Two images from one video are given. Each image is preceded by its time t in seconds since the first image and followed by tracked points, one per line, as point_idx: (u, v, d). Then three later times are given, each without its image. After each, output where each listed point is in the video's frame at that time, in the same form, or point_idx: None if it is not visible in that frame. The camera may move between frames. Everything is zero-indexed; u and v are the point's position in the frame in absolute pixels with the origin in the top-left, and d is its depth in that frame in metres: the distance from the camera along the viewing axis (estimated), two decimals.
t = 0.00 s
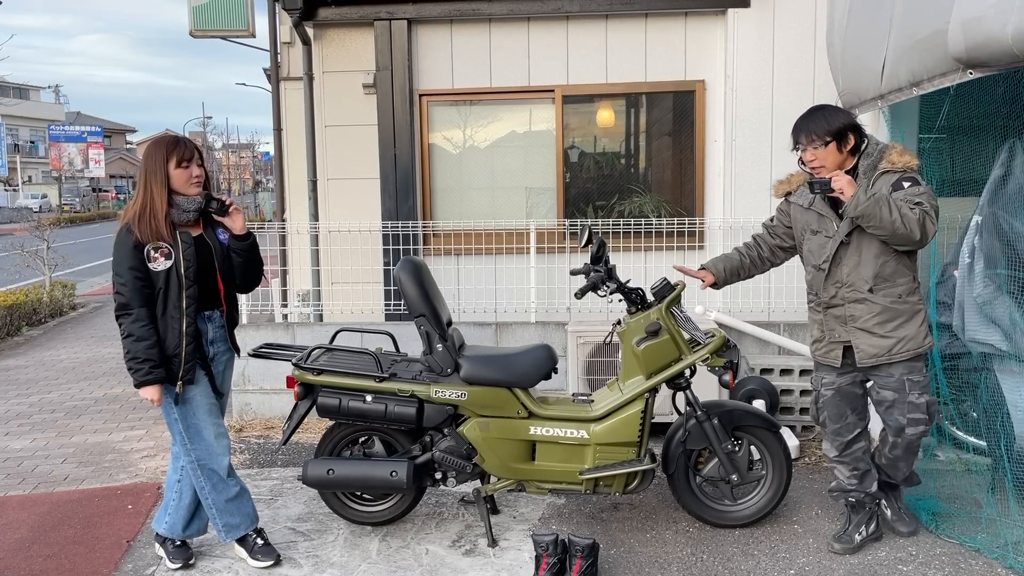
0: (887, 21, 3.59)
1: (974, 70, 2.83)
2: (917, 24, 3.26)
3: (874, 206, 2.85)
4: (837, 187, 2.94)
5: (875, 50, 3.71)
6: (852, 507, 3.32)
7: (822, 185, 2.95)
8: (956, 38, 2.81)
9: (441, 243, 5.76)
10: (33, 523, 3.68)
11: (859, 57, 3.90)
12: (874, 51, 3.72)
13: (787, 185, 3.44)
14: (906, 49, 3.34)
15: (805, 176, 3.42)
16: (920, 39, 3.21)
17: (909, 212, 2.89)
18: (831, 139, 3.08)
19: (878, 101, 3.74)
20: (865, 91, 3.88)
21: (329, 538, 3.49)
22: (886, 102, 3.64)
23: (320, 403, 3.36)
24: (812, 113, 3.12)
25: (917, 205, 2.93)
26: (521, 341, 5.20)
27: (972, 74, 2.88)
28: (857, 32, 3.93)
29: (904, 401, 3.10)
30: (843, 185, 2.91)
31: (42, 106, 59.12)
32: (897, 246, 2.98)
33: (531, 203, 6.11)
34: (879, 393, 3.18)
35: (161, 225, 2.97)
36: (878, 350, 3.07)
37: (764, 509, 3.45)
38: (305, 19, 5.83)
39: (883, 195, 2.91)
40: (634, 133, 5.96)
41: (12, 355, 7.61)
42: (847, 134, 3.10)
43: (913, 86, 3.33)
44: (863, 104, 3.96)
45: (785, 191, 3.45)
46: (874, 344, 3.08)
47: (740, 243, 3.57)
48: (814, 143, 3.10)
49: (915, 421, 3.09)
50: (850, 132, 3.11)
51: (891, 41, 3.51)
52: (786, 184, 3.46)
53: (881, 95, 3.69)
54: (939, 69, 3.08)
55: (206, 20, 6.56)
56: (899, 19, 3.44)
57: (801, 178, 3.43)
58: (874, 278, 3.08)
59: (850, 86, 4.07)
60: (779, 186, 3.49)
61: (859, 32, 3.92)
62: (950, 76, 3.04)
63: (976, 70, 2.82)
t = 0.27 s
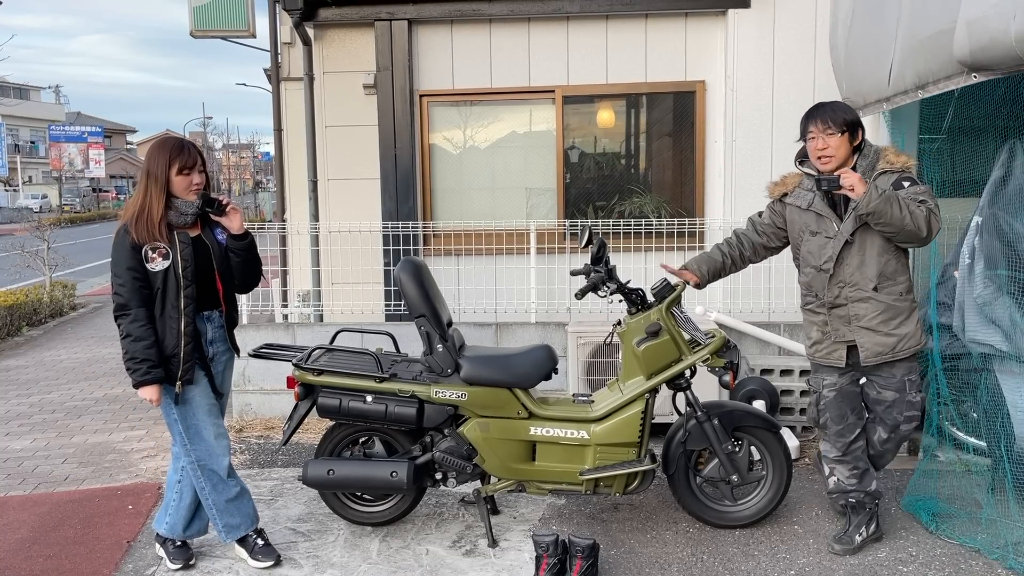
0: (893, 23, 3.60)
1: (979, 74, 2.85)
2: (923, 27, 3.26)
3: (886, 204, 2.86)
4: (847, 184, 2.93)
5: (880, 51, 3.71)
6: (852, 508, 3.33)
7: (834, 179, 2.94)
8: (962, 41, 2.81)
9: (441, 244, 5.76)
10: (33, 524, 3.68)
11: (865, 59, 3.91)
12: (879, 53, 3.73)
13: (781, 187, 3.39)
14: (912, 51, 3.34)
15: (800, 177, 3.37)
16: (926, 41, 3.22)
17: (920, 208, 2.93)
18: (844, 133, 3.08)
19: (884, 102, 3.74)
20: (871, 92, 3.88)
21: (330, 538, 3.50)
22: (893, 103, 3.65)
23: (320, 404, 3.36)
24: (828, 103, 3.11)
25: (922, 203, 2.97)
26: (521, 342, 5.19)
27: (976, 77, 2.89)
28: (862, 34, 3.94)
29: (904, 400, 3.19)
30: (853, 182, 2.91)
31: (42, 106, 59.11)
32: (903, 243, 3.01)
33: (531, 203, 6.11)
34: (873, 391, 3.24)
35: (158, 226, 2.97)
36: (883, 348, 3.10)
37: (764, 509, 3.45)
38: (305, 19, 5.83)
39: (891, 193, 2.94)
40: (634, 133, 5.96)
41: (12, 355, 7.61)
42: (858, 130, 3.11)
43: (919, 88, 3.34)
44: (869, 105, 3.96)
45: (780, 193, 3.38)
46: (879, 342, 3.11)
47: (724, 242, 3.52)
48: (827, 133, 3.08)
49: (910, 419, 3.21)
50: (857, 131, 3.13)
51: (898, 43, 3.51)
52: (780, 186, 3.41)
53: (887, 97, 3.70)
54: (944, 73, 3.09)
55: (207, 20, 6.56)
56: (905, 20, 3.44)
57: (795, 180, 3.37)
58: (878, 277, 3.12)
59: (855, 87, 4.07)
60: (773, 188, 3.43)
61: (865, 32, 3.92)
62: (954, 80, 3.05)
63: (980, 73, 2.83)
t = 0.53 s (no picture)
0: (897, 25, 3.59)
1: (984, 76, 2.85)
2: (929, 27, 3.25)
3: (894, 202, 2.96)
4: (857, 183, 2.97)
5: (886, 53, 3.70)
6: (852, 508, 3.33)
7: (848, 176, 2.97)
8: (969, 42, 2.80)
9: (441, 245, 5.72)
10: (34, 524, 3.68)
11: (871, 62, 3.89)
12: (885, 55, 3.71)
13: (775, 190, 3.40)
14: (918, 52, 3.33)
15: (792, 181, 3.39)
16: (933, 42, 3.21)
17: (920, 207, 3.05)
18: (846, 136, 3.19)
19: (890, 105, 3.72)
20: (877, 96, 3.86)
21: (330, 538, 3.50)
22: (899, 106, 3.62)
23: (320, 404, 3.36)
24: (830, 107, 3.22)
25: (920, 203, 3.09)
26: (521, 342, 5.18)
27: (982, 80, 2.89)
28: (866, 37, 3.95)
29: (893, 395, 3.32)
30: (864, 182, 2.95)
31: (42, 106, 59.11)
32: (901, 241, 3.10)
33: (531, 204, 6.11)
34: (862, 383, 3.34)
35: (158, 226, 2.97)
36: (880, 345, 3.19)
37: (765, 509, 3.45)
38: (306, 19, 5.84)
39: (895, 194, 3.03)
40: (635, 133, 5.96)
41: (12, 355, 7.61)
42: (856, 136, 3.24)
43: (925, 90, 3.32)
44: (874, 108, 3.94)
45: (775, 197, 3.40)
46: (877, 340, 3.19)
47: (718, 246, 3.52)
48: (831, 134, 3.19)
49: (893, 412, 3.34)
50: (854, 137, 3.25)
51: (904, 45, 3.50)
52: (773, 189, 3.42)
53: (894, 100, 3.68)
54: (950, 75, 3.09)
55: (207, 21, 6.57)
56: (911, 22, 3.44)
57: (788, 183, 3.39)
58: (875, 277, 3.20)
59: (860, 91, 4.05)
60: (766, 190, 3.44)
61: (869, 37, 3.91)
62: (960, 82, 3.05)
63: (985, 76, 2.83)
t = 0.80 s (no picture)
0: (905, 26, 3.54)
1: (991, 78, 2.83)
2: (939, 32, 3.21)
3: (887, 204, 3.06)
4: (853, 185, 3.05)
5: (895, 56, 3.64)
6: (844, 502, 3.32)
7: (843, 179, 3.06)
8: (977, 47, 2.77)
9: (443, 244, 5.72)
10: (33, 524, 3.68)
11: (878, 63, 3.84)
12: (894, 59, 3.65)
13: (770, 193, 3.44)
14: (928, 56, 3.30)
15: (786, 183, 3.45)
16: (941, 45, 3.18)
17: (913, 206, 3.16)
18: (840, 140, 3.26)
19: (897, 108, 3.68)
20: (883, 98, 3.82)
21: (330, 538, 3.50)
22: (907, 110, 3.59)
23: (321, 404, 3.36)
24: (824, 113, 3.29)
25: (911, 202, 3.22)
26: (521, 342, 5.18)
27: (989, 82, 2.88)
28: (869, 37, 3.94)
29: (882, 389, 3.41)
30: (861, 184, 3.03)
31: (42, 106, 59.10)
32: (895, 238, 3.19)
33: (531, 204, 6.11)
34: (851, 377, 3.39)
35: (159, 226, 2.97)
36: (874, 341, 3.27)
37: (765, 510, 3.45)
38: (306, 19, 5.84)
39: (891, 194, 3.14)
40: (635, 133, 5.96)
41: (12, 355, 7.61)
42: (849, 140, 3.31)
43: (932, 93, 3.30)
44: (876, 109, 3.93)
45: (770, 199, 3.44)
46: (870, 337, 3.27)
47: (714, 242, 3.52)
48: (827, 141, 3.25)
49: (882, 403, 3.42)
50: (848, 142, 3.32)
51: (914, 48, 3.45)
52: (768, 191, 3.47)
53: (901, 103, 3.63)
54: (958, 78, 3.08)
55: (207, 21, 6.57)
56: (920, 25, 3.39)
57: (782, 186, 3.44)
58: (869, 276, 3.30)
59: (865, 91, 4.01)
60: (760, 193, 3.49)
61: (879, 36, 3.83)
62: (967, 84, 3.03)
63: (992, 78, 2.82)
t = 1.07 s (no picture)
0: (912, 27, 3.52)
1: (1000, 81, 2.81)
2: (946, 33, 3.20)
3: (875, 199, 3.19)
4: (846, 178, 3.16)
5: (902, 58, 3.62)
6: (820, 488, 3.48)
7: (836, 173, 3.17)
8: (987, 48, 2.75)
9: (444, 244, 5.72)
10: (33, 523, 3.68)
11: (885, 64, 3.81)
12: (901, 60, 3.63)
13: (764, 185, 3.51)
14: (937, 58, 3.27)
15: (779, 176, 3.52)
16: (950, 47, 3.15)
17: (902, 201, 3.29)
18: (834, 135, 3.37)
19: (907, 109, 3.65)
20: (893, 100, 3.78)
21: (330, 538, 3.50)
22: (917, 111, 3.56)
23: (321, 404, 3.36)
24: (820, 108, 3.39)
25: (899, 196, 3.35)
26: (522, 342, 5.18)
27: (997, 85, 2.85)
28: (873, 38, 3.93)
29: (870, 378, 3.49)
30: (853, 177, 3.14)
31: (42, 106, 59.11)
32: (882, 229, 3.30)
33: (532, 203, 6.11)
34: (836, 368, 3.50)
35: (161, 225, 2.97)
36: (862, 333, 3.37)
37: (765, 509, 3.45)
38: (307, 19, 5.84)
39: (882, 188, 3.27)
40: (635, 133, 5.96)
41: (13, 355, 7.61)
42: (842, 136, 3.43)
43: (942, 95, 3.27)
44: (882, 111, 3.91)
45: (764, 190, 3.51)
46: (858, 328, 3.37)
47: (711, 234, 3.51)
48: (823, 133, 3.35)
49: (870, 394, 3.49)
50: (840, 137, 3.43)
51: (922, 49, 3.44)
52: (762, 183, 3.53)
53: (912, 104, 3.59)
54: (967, 80, 3.04)
55: (208, 20, 6.57)
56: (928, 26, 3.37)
57: (776, 179, 3.51)
58: (858, 269, 3.40)
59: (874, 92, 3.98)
60: (755, 184, 3.55)
61: (885, 37, 3.80)
62: (976, 87, 3.00)
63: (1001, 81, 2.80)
